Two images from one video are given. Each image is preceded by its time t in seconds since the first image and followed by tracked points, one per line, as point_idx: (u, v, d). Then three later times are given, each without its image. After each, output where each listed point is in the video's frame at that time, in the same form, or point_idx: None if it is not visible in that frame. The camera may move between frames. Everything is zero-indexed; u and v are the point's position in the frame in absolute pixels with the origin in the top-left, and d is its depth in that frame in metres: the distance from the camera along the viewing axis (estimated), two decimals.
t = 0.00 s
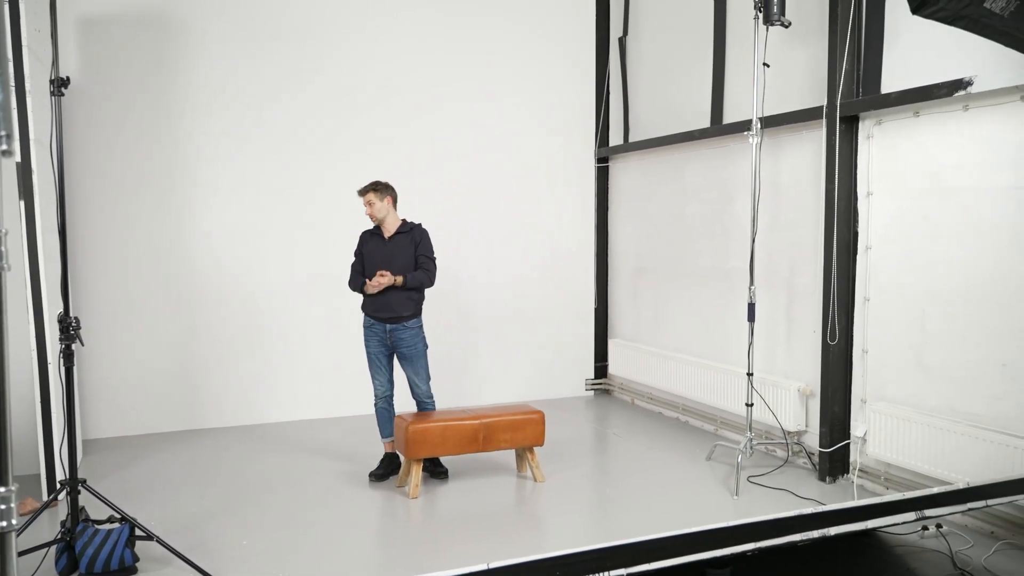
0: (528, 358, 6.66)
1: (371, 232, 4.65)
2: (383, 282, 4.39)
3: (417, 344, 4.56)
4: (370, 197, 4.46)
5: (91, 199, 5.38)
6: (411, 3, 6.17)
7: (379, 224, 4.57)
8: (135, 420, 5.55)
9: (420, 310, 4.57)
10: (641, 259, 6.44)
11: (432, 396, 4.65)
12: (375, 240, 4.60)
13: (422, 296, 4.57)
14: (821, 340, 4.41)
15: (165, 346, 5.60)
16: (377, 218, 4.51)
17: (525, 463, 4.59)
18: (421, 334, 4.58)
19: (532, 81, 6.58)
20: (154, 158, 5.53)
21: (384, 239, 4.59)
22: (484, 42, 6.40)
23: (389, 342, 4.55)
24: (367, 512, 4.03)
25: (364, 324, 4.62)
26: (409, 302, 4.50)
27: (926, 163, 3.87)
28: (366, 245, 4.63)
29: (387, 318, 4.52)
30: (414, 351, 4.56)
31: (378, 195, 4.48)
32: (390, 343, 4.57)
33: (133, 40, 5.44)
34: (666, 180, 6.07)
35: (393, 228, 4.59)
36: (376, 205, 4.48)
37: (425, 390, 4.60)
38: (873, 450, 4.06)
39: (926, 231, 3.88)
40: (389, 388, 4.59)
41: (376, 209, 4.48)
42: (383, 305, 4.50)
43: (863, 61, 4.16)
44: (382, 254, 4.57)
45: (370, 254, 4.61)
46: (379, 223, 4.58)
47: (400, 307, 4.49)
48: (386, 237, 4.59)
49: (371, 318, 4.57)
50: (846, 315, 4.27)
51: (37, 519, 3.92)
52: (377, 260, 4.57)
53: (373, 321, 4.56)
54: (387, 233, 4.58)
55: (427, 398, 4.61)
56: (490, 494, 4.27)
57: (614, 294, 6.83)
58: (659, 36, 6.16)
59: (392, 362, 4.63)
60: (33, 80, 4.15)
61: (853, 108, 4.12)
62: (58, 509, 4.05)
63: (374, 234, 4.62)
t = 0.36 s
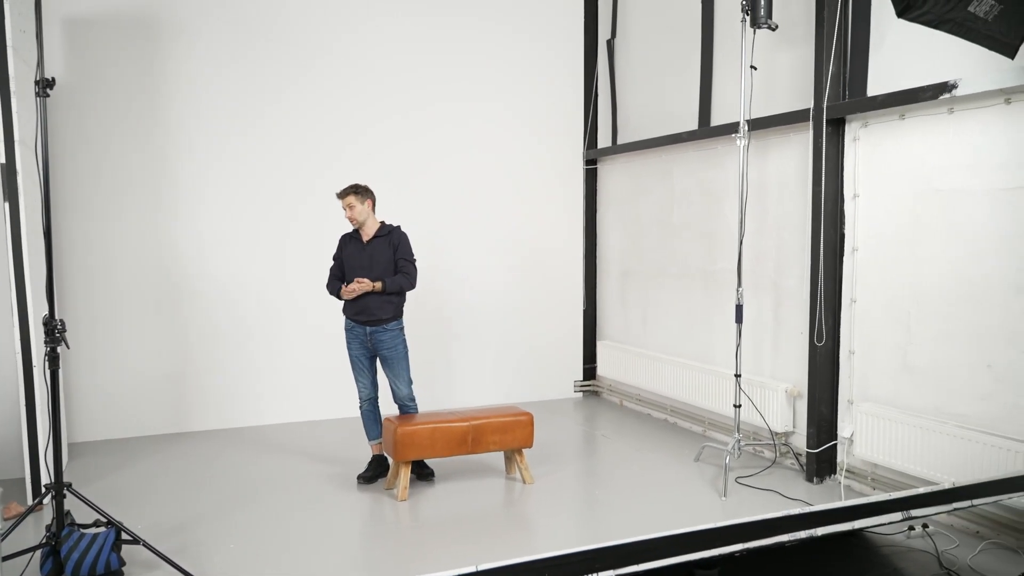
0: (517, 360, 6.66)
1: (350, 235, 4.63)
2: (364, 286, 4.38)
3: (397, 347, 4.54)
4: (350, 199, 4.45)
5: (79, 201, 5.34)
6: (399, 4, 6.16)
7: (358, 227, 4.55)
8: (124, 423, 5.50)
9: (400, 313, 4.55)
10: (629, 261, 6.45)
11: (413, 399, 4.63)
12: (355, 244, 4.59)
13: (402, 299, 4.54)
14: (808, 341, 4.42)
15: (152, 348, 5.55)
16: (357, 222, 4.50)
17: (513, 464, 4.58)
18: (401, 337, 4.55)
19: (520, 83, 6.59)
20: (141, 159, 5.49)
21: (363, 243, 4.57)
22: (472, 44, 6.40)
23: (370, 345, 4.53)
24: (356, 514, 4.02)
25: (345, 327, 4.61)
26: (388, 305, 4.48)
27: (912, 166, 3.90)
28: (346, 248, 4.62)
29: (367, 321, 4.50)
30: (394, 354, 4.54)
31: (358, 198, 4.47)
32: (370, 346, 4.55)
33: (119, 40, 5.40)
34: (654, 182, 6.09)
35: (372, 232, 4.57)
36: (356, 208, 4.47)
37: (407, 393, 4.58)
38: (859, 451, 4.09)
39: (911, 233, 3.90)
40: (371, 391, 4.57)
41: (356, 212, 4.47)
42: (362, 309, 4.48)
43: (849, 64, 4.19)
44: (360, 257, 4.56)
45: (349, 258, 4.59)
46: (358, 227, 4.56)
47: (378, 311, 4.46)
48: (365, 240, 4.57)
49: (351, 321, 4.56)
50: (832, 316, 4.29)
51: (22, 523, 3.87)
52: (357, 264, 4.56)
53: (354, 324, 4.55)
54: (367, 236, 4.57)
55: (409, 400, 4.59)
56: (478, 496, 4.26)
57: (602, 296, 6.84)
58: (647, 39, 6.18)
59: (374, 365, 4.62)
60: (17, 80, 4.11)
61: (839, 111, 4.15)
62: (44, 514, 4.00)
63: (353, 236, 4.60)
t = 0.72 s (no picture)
0: (506, 361, 6.65)
1: (333, 237, 4.61)
2: (355, 285, 4.38)
3: (384, 348, 4.53)
4: (339, 199, 4.44)
5: (65, 201, 5.29)
6: (388, 4, 6.14)
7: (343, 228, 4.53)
8: (111, 426, 5.46)
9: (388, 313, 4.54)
10: (618, 262, 6.46)
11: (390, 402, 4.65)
12: (340, 245, 4.57)
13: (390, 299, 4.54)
14: (795, 341, 4.44)
15: (138, 349, 5.50)
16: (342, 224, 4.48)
17: (501, 465, 4.57)
18: (388, 338, 4.55)
19: (509, 83, 6.58)
20: (127, 160, 5.44)
21: (349, 245, 4.55)
22: (461, 45, 6.40)
23: (357, 346, 4.52)
24: (345, 515, 4.00)
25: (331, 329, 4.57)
26: (378, 305, 4.47)
27: (897, 167, 3.93)
28: (331, 250, 4.59)
29: (356, 322, 4.48)
30: (381, 355, 4.52)
31: (346, 199, 4.46)
32: (357, 347, 4.53)
33: (104, 40, 5.35)
34: (643, 183, 6.10)
35: (357, 233, 4.57)
36: (342, 209, 4.45)
37: (387, 396, 4.60)
38: (846, 451, 4.11)
39: (897, 234, 3.93)
40: (358, 392, 4.56)
41: (342, 214, 4.45)
42: (351, 309, 4.47)
43: (835, 65, 4.21)
44: (348, 258, 4.54)
45: (335, 259, 4.57)
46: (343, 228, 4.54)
47: (368, 311, 4.45)
48: (351, 242, 4.55)
49: (338, 322, 4.53)
50: (819, 317, 4.31)
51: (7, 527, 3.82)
52: (344, 265, 4.54)
53: (341, 325, 4.52)
54: (352, 237, 4.55)
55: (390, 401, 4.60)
56: (466, 496, 4.25)
57: (591, 296, 6.84)
58: (635, 39, 6.19)
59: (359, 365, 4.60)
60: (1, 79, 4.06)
61: (826, 112, 4.16)
62: (29, 517, 3.96)
63: (338, 238, 4.57)
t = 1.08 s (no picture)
0: (494, 361, 6.64)
1: (320, 236, 4.55)
2: (360, 284, 4.43)
3: (373, 345, 4.67)
4: (334, 198, 4.45)
5: (48, 201, 5.23)
6: (376, 3, 6.12)
7: (333, 228, 4.53)
8: (96, 428, 5.41)
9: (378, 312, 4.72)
10: (606, 261, 6.47)
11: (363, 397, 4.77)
12: (330, 245, 4.54)
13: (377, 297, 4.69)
14: (782, 341, 4.46)
15: (124, 349, 5.46)
16: (334, 224, 4.49)
17: (489, 465, 4.57)
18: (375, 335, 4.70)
19: (497, 83, 6.58)
20: (112, 159, 5.40)
21: (339, 245, 4.55)
22: (448, 44, 6.38)
23: (350, 345, 4.55)
24: (333, 516, 3.98)
25: (320, 329, 4.53)
26: (372, 304, 4.59)
27: (882, 168, 3.96)
28: (319, 249, 4.52)
29: (352, 321, 4.52)
30: (371, 352, 4.65)
31: (338, 199, 4.48)
32: (349, 346, 4.57)
33: (89, 38, 5.30)
34: (630, 183, 6.11)
35: (345, 233, 4.61)
36: (336, 208, 4.47)
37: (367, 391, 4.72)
38: (833, 450, 4.14)
39: (883, 234, 3.96)
40: (349, 392, 4.54)
41: (335, 213, 4.45)
42: (349, 308, 4.50)
43: (821, 66, 4.23)
44: (342, 258, 4.54)
45: (326, 259, 4.53)
46: (332, 229, 4.54)
47: (364, 310, 4.55)
48: (341, 241, 4.56)
49: (331, 322, 4.51)
50: (806, 316, 4.34)
51: None
52: (336, 265, 4.53)
53: (334, 325, 4.51)
54: (341, 238, 4.57)
55: (365, 398, 4.72)
56: (454, 496, 4.24)
57: (579, 296, 6.85)
58: (623, 39, 6.20)
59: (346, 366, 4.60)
60: None
61: (812, 113, 4.18)
62: (13, 519, 3.91)
63: (327, 238, 4.54)
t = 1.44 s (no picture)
0: (482, 361, 6.63)
1: (307, 235, 4.52)
2: (355, 283, 4.49)
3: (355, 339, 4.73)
4: (329, 197, 4.47)
5: (31, 200, 5.18)
6: (362, 2, 6.10)
7: (320, 228, 4.52)
8: (80, 429, 5.36)
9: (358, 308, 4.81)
10: (593, 261, 6.47)
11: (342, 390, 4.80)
12: (318, 244, 4.51)
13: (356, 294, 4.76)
14: (769, 340, 4.48)
15: (109, 350, 5.41)
16: (325, 224, 4.49)
17: (477, 465, 4.56)
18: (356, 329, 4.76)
19: (484, 82, 6.57)
20: (97, 157, 5.34)
21: (327, 244, 4.55)
22: (435, 44, 6.37)
23: (338, 342, 4.59)
24: (320, 516, 3.96)
25: (309, 329, 4.50)
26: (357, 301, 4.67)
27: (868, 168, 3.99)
28: (308, 249, 4.49)
29: (341, 319, 4.56)
30: (353, 346, 4.71)
31: (331, 199, 4.51)
32: (336, 343, 4.59)
33: (73, 35, 5.24)
34: (618, 182, 6.12)
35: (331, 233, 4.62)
36: (328, 208, 4.48)
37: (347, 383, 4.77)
38: (819, 448, 4.16)
39: (869, 234, 3.98)
40: (336, 390, 4.55)
41: (327, 214, 4.47)
42: (338, 307, 4.52)
43: (807, 67, 4.25)
44: (330, 257, 4.54)
45: (315, 258, 4.50)
46: (318, 229, 4.53)
47: (352, 307, 4.61)
48: (329, 241, 4.57)
49: (320, 320, 4.51)
50: (793, 316, 4.36)
51: None
52: (326, 264, 4.51)
53: (324, 323, 4.51)
54: (328, 238, 4.57)
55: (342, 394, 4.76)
56: (442, 497, 4.23)
57: (567, 296, 6.85)
58: (610, 39, 6.20)
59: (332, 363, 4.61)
60: None
61: (799, 113, 4.20)
62: None
63: (315, 237, 4.52)
